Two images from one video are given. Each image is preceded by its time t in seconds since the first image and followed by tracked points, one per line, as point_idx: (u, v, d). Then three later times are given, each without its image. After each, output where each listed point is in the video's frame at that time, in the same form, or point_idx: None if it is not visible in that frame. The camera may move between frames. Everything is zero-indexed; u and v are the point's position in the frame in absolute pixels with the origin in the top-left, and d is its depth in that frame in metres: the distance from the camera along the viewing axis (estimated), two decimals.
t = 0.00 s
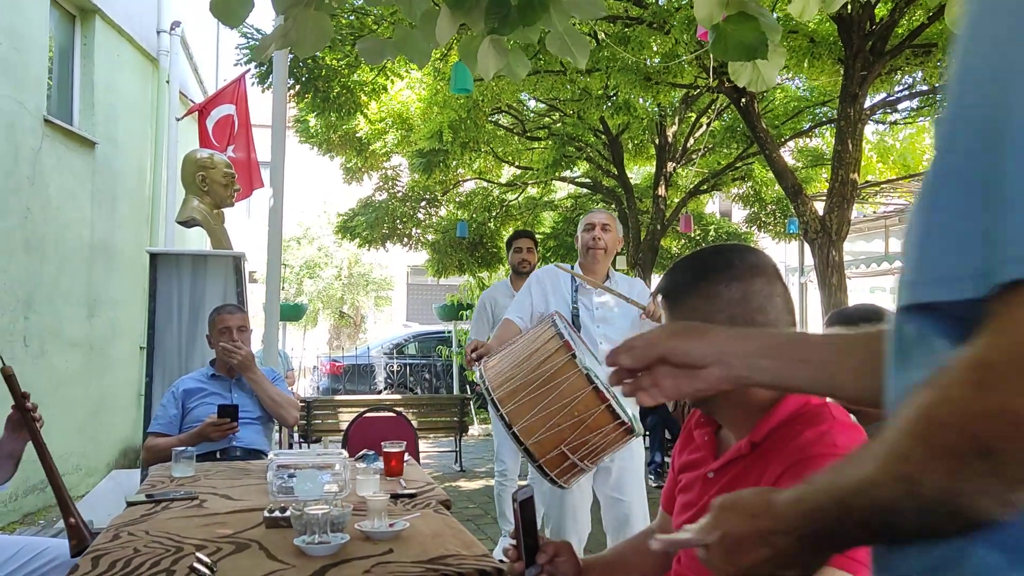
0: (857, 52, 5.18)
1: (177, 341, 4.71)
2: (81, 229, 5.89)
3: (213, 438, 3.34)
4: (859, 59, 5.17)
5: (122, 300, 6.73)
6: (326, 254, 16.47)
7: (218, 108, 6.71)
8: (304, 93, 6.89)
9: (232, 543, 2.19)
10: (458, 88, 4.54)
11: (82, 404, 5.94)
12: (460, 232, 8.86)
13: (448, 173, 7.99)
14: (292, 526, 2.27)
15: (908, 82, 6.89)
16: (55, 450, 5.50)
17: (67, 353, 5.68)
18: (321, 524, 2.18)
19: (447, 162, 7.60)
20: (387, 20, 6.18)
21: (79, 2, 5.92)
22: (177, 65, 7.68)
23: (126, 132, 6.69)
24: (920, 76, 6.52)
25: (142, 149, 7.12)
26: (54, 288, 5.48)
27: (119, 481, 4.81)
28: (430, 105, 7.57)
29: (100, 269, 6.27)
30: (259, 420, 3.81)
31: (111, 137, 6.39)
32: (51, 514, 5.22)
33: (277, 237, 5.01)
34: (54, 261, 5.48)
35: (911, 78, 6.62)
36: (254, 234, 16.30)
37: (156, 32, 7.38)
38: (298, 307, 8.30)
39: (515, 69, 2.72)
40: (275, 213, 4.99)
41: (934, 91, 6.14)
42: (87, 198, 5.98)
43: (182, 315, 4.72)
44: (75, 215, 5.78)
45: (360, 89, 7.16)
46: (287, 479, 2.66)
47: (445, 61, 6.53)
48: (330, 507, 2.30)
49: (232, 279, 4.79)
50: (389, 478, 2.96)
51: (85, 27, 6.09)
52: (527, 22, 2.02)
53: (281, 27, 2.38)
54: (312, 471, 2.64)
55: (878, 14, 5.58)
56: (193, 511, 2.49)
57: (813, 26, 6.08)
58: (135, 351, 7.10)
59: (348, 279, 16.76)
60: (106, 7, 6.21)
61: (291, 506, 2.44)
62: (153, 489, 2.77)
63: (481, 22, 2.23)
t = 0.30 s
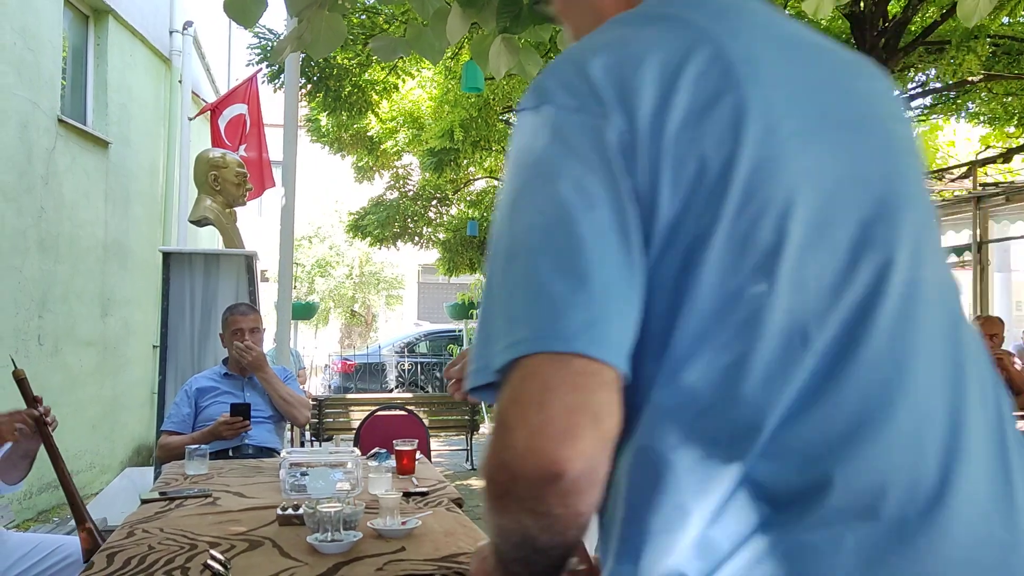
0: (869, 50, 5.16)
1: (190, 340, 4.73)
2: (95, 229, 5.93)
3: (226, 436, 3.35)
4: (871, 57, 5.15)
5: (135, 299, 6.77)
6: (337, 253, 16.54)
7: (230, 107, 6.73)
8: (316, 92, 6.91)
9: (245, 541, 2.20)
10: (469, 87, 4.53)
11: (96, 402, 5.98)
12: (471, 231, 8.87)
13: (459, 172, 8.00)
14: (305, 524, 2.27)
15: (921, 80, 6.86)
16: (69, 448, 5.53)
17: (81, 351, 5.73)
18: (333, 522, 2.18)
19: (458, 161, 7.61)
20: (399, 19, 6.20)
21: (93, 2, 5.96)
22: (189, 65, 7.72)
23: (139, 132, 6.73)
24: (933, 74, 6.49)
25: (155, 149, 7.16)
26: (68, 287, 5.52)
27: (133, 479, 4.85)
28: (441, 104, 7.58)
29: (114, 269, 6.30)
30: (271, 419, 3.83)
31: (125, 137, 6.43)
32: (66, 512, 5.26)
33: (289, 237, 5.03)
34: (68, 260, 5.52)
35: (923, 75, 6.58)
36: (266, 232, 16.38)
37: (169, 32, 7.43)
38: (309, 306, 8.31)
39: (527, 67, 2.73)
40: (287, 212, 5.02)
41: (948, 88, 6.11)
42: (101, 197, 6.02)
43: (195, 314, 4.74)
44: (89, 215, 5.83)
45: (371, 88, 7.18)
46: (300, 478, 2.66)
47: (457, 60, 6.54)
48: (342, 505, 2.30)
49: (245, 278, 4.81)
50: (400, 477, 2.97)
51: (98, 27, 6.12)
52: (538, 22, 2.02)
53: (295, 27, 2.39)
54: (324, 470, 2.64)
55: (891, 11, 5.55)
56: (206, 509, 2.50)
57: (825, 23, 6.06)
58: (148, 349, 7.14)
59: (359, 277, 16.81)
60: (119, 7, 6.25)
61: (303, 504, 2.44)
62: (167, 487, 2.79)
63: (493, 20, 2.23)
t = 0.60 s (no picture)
0: (892, 46, 5.11)
1: (211, 337, 4.78)
2: (118, 226, 5.99)
3: (247, 432, 3.38)
4: (894, 53, 5.10)
5: (158, 296, 6.84)
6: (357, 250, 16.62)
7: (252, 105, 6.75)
8: (336, 90, 6.94)
9: (267, 536, 2.22)
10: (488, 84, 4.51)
11: (120, 398, 6.05)
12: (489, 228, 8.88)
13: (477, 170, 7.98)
14: (327, 519, 2.29)
15: (944, 75, 6.78)
16: (94, 443, 5.60)
17: (104, 348, 5.79)
18: (354, 517, 2.20)
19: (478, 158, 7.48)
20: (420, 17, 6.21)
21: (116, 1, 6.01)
22: (211, 63, 7.78)
23: (161, 130, 6.79)
24: (956, 69, 6.42)
25: (177, 147, 7.22)
26: (92, 284, 5.58)
27: (156, 474, 4.90)
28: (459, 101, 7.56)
29: (137, 266, 6.37)
30: (291, 415, 3.85)
31: (147, 135, 6.49)
32: (91, 506, 5.32)
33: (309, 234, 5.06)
34: (92, 257, 5.58)
35: (947, 70, 6.52)
36: (286, 230, 16.47)
37: (191, 31, 7.49)
38: (330, 304, 8.35)
39: (547, 64, 2.72)
40: (307, 209, 5.05)
41: (972, 84, 6.03)
42: (124, 195, 6.08)
43: (216, 310, 4.78)
44: (113, 212, 5.89)
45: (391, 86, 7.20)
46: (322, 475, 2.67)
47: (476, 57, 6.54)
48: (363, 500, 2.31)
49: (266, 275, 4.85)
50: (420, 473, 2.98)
51: (121, 26, 6.18)
52: (559, 19, 2.02)
53: (315, 26, 2.40)
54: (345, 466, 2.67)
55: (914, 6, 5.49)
56: (228, 504, 2.53)
57: (847, 18, 6.00)
58: (171, 346, 7.21)
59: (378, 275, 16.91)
60: (142, 6, 6.30)
61: (325, 499, 2.46)
62: (190, 482, 2.82)
63: (511, 18, 2.24)
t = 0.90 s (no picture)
0: (928, 38, 5.03)
1: (244, 332, 4.83)
2: (153, 222, 6.08)
3: (279, 424, 3.41)
4: (930, 45, 5.01)
5: (191, 291, 6.93)
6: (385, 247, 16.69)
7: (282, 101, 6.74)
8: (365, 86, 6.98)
9: (303, 527, 2.26)
10: (518, 80, 4.51)
11: (155, 391, 6.15)
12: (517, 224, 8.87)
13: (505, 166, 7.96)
14: (361, 512, 2.32)
15: (981, 67, 6.66)
16: (129, 436, 5.70)
17: (140, 342, 5.89)
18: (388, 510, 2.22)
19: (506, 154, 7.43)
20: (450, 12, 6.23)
21: None
22: (243, 61, 7.86)
23: (194, 128, 6.88)
24: (994, 60, 6.30)
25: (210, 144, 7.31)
26: (127, 279, 5.67)
27: (190, 467, 4.99)
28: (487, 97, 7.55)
29: (171, 262, 6.46)
30: (323, 409, 3.90)
31: (181, 132, 6.59)
32: (127, 497, 5.42)
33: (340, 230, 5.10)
34: (127, 253, 5.67)
35: (984, 61, 6.40)
36: (315, 226, 16.56)
37: (223, 28, 7.57)
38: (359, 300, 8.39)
39: (579, 59, 2.72)
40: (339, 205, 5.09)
41: (1010, 75, 5.92)
42: (159, 191, 6.18)
43: (249, 305, 4.83)
44: (148, 209, 5.98)
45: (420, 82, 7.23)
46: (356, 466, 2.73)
47: (505, 52, 6.54)
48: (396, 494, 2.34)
49: (297, 271, 4.90)
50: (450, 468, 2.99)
51: (155, 24, 6.26)
52: (592, 15, 2.02)
53: (349, 24, 2.42)
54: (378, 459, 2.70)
55: None
56: (264, 496, 2.57)
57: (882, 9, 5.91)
58: (204, 341, 7.30)
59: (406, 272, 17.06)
60: (175, 5, 6.38)
61: (358, 492, 2.49)
62: (226, 474, 2.87)
63: (543, 13, 2.25)
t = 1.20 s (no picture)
0: (979, 25, 4.92)
1: (288, 325, 4.91)
2: (200, 217, 6.19)
3: (326, 415, 3.44)
4: (981, 32, 4.91)
5: (236, 285, 7.05)
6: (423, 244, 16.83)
7: (324, 96, 6.90)
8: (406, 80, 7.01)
9: (356, 515, 2.29)
10: (558, 73, 4.50)
11: (202, 383, 6.27)
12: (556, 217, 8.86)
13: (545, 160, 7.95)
14: (412, 500, 2.35)
15: None
16: (179, 427, 5.82)
17: (188, 335, 6.00)
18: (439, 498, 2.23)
19: (545, 147, 7.41)
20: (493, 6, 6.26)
21: None
22: (285, 58, 7.96)
23: (239, 124, 6.99)
24: None
25: (254, 140, 7.42)
26: (176, 273, 5.78)
27: (237, 457, 5.08)
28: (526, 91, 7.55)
29: (217, 256, 6.59)
30: (368, 400, 3.95)
31: (227, 129, 6.69)
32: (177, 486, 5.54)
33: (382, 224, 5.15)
34: (176, 247, 5.78)
35: None
36: (354, 221, 16.71)
37: (267, 26, 7.68)
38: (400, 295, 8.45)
39: (626, 51, 2.72)
40: (381, 199, 5.15)
41: None
42: (206, 187, 6.29)
43: (293, 298, 4.90)
44: (195, 204, 6.09)
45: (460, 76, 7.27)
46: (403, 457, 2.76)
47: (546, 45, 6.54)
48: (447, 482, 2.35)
49: (340, 264, 4.95)
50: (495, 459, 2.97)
51: (202, 23, 6.37)
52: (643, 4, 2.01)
53: (397, 18, 2.44)
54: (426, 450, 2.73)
55: None
56: (316, 484, 2.61)
57: None
58: (248, 334, 7.42)
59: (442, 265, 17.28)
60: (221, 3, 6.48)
61: (409, 481, 2.52)
62: (278, 462, 2.92)
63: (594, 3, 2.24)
